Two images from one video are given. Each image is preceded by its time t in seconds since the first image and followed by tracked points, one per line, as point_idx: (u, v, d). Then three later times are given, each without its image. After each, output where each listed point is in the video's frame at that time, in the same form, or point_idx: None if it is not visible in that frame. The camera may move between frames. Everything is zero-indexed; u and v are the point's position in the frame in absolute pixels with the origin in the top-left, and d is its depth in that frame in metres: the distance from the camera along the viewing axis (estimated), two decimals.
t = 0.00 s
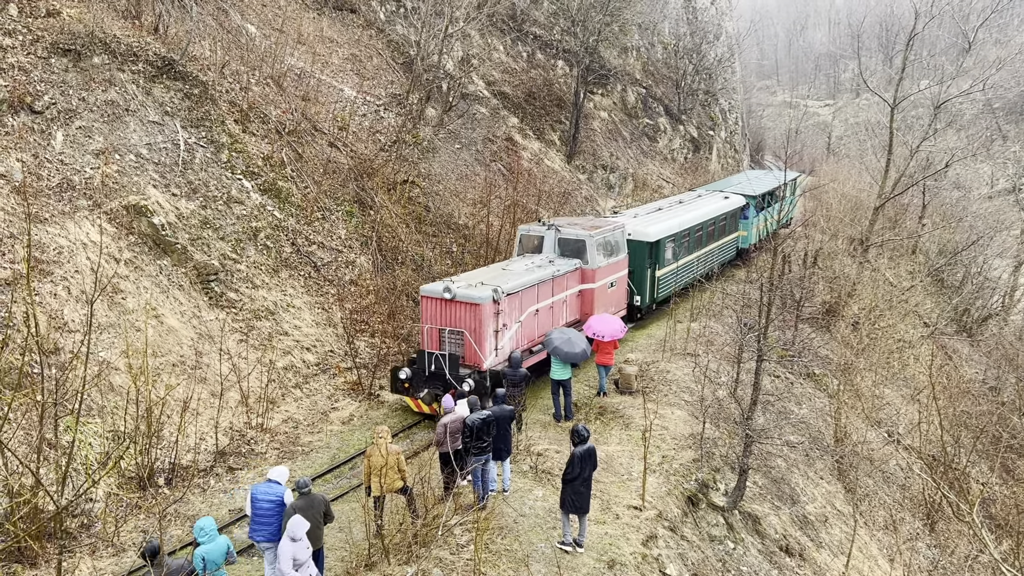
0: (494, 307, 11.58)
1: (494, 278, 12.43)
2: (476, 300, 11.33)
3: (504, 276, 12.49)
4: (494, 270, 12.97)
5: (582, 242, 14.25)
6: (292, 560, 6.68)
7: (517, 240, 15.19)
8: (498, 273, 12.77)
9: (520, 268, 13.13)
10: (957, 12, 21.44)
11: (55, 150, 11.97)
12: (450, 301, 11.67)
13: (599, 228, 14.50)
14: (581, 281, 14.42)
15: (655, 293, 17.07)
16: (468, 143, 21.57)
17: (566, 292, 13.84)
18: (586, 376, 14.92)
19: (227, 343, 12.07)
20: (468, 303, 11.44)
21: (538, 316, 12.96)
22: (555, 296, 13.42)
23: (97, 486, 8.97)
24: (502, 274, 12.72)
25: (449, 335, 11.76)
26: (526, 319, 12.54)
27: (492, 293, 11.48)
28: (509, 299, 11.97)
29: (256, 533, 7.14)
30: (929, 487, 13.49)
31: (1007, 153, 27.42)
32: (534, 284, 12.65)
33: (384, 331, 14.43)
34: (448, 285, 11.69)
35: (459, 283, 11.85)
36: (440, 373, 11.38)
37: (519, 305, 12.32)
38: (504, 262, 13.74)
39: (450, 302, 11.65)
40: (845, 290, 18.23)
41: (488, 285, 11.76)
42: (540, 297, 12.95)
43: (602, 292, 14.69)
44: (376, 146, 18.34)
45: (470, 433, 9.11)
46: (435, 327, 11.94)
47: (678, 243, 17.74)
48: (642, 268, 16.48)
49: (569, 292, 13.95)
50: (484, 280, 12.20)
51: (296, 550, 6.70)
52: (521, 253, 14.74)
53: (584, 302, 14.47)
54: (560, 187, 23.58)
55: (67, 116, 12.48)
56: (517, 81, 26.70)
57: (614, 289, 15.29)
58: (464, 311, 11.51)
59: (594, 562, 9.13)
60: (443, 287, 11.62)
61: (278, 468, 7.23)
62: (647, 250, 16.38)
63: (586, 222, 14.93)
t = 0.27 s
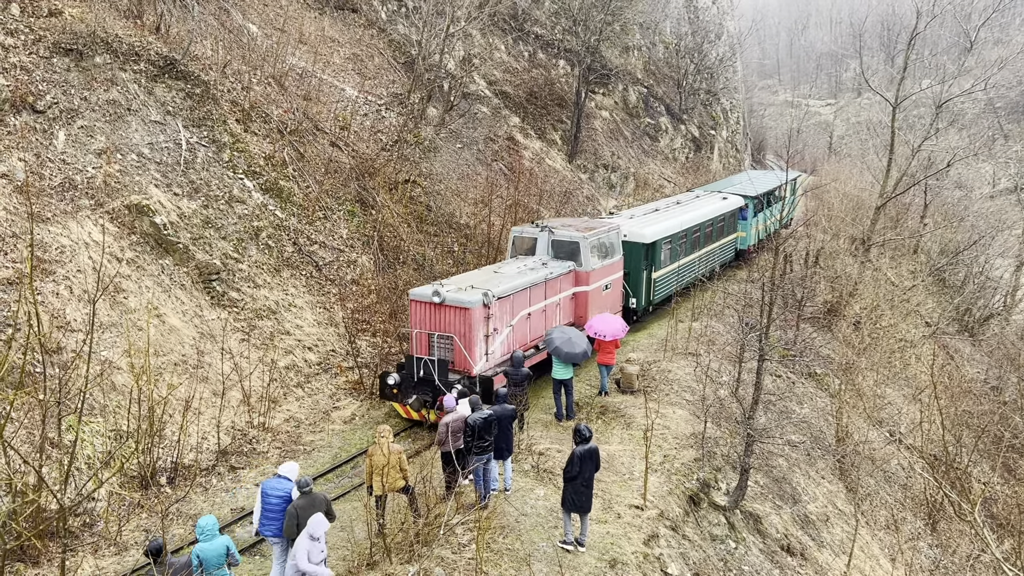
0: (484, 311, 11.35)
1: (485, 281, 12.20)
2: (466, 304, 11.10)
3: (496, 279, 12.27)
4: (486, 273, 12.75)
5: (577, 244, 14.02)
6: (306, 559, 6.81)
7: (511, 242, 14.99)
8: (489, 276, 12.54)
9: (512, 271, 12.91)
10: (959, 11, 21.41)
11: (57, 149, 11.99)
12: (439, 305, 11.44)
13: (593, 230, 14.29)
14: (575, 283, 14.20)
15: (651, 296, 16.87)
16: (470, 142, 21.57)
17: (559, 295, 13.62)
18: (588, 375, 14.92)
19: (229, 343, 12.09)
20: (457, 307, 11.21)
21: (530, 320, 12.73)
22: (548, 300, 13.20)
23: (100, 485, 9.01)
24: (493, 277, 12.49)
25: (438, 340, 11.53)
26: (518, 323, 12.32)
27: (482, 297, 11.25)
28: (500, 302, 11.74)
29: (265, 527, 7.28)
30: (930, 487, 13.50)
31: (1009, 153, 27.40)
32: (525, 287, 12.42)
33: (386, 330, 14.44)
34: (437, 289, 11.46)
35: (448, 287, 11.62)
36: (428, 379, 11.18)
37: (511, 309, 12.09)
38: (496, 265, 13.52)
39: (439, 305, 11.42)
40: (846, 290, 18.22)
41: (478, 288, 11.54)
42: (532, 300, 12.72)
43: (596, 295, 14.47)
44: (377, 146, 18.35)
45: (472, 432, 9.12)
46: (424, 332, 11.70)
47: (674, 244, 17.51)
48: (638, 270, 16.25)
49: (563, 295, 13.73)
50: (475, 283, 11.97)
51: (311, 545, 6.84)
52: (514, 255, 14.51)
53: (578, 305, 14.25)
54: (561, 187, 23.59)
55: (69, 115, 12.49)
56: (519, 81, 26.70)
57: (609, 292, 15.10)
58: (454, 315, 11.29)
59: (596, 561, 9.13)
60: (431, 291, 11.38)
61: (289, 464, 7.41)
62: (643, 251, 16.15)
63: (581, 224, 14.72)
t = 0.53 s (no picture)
0: (474, 315, 11.28)
1: (476, 284, 12.13)
2: (455, 307, 11.03)
3: (487, 282, 12.19)
4: (478, 276, 12.68)
5: (570, 245, 13.94)
6: (316, 557, 6.74)
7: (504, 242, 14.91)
8: (480, 278, 12.46)
9: (504, 273, 12.83)
10: (961, 9, 21.37)
11: (59, 148, 12.00)
12: (429, 308, 11.36)
13: (588, 231, 14.20)
14: (570, 285, 14.11)
15: (648, 297, 16.69)
16: (471, 141, 21.57)
17: (552, 298, 13.54)
18: (590, 374, 14.92)
19: (231, 341, 12.11)
20: (447, 311, 11.14)
21: (522, 323, 12.65)
22: (540, 302, 13.12)
23: (103, 483, 9.04)
24: (484, 279, 12.41)
25: (428, 343, 11.46)
26: (509, 326, 12.25)
27: (472, 301, 11.18)
28: (490, 306, 11.67)
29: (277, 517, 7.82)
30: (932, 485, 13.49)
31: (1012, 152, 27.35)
32: (517, 290, 12.34)
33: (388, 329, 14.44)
34: (427, 292, 11.38)
35: (438, 290, 11.54)
36: (417, 385, 10.87)
37: (502, 313, 12.02)
38: (488, 267, 13.43)
39: (429, 309, 11.36)
40: (848, 288, 18.20)
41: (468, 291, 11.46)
42: (525, 303, 12.64)
43: (590, 297, 14.38)
44: (379, 144, 18.36)
45: (474, 430, 9.14)
46: (415, 335, 11.65)
47: (671, 245, 17.30)
48: (635, 272, 16.05)
49: (556, 297, 13.65)
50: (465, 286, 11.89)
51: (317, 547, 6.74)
52: (508, 256, 14.42)
53: (572, 307, 14.17)
54: (563, 185, 23.59)
55: (72, 114, 12.50)
56: (520, 80, 26.69)
57: (604, 294, 15.01)
58: (444, 319, 11.21)
59: (598, 560, 9.14)
60: (421, 294, 11.31)
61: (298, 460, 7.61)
62: (640, 252, 15.95)
63: (575, 225, 14.64)
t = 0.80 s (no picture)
0: (464, 318, 11.08)
1: (466, 286, 11.92)
2: (445, 310, 10.82)
3: (477, 284, 11.99)
4: (468, 278, 12.47)
5: (564, 246, 13.77)
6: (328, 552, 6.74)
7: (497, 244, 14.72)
8: (471, 280, 12.26)
9: (495, 275, 12.63)
10: (963, 7, 21.33)
11: (61, 146, 12.01)
12: (417, 312, 11.15)
13: (581, 232, 14.03)
14: (563, 287, 13.93)
15: (644, 298, 16.47)
16: (473, 139, 21.55)
17: (545, 300, 13.35)
18: (592, 372, 14.93)
19: (233, 339, 12.12)
20: (436, 314, 10.93)
21: (513, 326, 12.46)
22: (533, 304, 12.93)
23: (106, 481, 9.06)
24: (475, 281, 12.21)
25: (416, 347, 11.24)
26: (501, 329, 12.05)
27: (462, 303, 10.98)
28: (481, 308, 11.47)
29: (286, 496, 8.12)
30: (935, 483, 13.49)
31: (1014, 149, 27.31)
32: (509, 292, 12.15)
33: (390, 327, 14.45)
34: (415, 294, 11.16)
35: (427, 292, 11.33)
36: (405, 389, 10.84)
37: (493, 315, 11.83)
38: (480, 268, 13.23)
39: (417, 312, 11.13)
40: (850, 286, 18.18)
41: (458, 294, 11.27)
42: (516, 305, 12.45)
43: (584, 299, 14.19)
44: (381, 142, 18.36)
45: (476, 428, 9.15)
46: (402, 339, 11.41)
47: (669, 245, 17.09)
48: (631, 272, 15.85)
49: (549, 299, 13.46)
50: (455, 288, 11.69)
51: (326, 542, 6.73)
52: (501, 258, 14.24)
53: (565, 309, 13.98)
54: (564, 183, 23.59)
55: (74, 112, 12.50)
56: (522, 78, 26.68)
57: (598, 295, 14.83)
58: (432, 322, 11.01)
59: (600, 558, 9.15)
60: (409, 297, 11.09)
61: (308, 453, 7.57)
62: (636, 252, 15.73)
63: (569, 225, 14.47)
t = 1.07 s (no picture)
0: (453, 321, 10.91)
1: (457, 287, 11.74)
2: (433, 313, 10.65)
3: (468, 285, 11.80)
4: (460, 278, 12.26)
5: (558, 246, 13.51)
6: (334, 543, 6.81)
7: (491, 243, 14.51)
8: (462, 281, 12.07)
9: (487, 275, 12.43)
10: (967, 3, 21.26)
11: (64, 144, 12.03)
12: (406, 314, 10.99)
13: (576, 231, 13.74)
14: (558, 287, 13.68)
15: (640, 298, 16.23)
16: (476, 136, 21.54)
17: (539, 301, 13.13)
18: (594, 369, 14.94)
19: (237, 337, 12.15)
20: (424, 317, 10.77)
21: (505, 328, 12.26)
22: (526, 305, 12.72)
23: (110, 478, 9.09)
24: (466, 282, 12.02)
25: (405, 350, 11.10)
26: (492, 332, 11.86)
27: (450, 306, 10.81)
28: (471, 311, 11.29)
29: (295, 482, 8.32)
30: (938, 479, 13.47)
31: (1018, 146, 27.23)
32: (500, 293, 11.95)
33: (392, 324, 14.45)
34: (404, 296, 11.01)
35: (416, 294, 11.17)
36: (393, 394, 10.63)
37: (484, 317, 11.64)
38: (473, 269, 13.04)
39: (406, 315, 10.98)
40: (853, 283, 18.15)
41: (448, 296, 11.10)
42: (508, 307, 12.25)
43: (580, 299, 13.94)
44: (383, 140, 18.37)
45: (480, 425, 9.13)
46: (392, 342, 11.27)
47: (666, 244, 16.82)
48: (627, 272, 15.60)
49: (543, 300, 13.24)
50: (445, 290, 11.52)
51: (337, 535, 6.79)
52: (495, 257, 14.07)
53: (560, 310, 13.76)
54: (567, 181, 23.58)
55: (77, 110, 12.52)
56: (524, 74, 26.66)
57: (594, 296, 14.57)
58: (421, 325, 10.85)
59: (603, 554, 9.16)
60: (398, 299, 10.94)
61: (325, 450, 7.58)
62: (632, 252, 15.47)
63: (565, 224, 14.20)
